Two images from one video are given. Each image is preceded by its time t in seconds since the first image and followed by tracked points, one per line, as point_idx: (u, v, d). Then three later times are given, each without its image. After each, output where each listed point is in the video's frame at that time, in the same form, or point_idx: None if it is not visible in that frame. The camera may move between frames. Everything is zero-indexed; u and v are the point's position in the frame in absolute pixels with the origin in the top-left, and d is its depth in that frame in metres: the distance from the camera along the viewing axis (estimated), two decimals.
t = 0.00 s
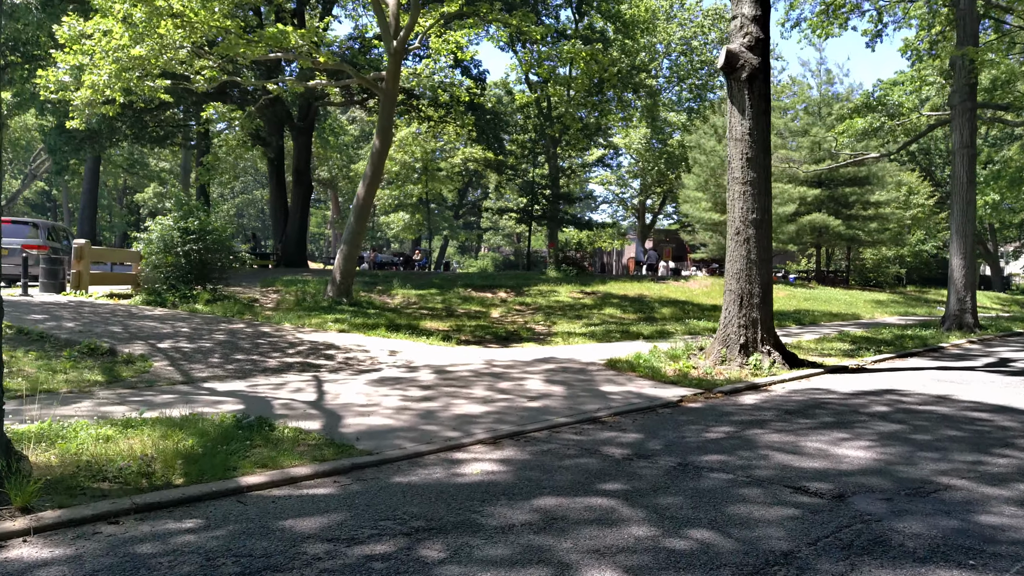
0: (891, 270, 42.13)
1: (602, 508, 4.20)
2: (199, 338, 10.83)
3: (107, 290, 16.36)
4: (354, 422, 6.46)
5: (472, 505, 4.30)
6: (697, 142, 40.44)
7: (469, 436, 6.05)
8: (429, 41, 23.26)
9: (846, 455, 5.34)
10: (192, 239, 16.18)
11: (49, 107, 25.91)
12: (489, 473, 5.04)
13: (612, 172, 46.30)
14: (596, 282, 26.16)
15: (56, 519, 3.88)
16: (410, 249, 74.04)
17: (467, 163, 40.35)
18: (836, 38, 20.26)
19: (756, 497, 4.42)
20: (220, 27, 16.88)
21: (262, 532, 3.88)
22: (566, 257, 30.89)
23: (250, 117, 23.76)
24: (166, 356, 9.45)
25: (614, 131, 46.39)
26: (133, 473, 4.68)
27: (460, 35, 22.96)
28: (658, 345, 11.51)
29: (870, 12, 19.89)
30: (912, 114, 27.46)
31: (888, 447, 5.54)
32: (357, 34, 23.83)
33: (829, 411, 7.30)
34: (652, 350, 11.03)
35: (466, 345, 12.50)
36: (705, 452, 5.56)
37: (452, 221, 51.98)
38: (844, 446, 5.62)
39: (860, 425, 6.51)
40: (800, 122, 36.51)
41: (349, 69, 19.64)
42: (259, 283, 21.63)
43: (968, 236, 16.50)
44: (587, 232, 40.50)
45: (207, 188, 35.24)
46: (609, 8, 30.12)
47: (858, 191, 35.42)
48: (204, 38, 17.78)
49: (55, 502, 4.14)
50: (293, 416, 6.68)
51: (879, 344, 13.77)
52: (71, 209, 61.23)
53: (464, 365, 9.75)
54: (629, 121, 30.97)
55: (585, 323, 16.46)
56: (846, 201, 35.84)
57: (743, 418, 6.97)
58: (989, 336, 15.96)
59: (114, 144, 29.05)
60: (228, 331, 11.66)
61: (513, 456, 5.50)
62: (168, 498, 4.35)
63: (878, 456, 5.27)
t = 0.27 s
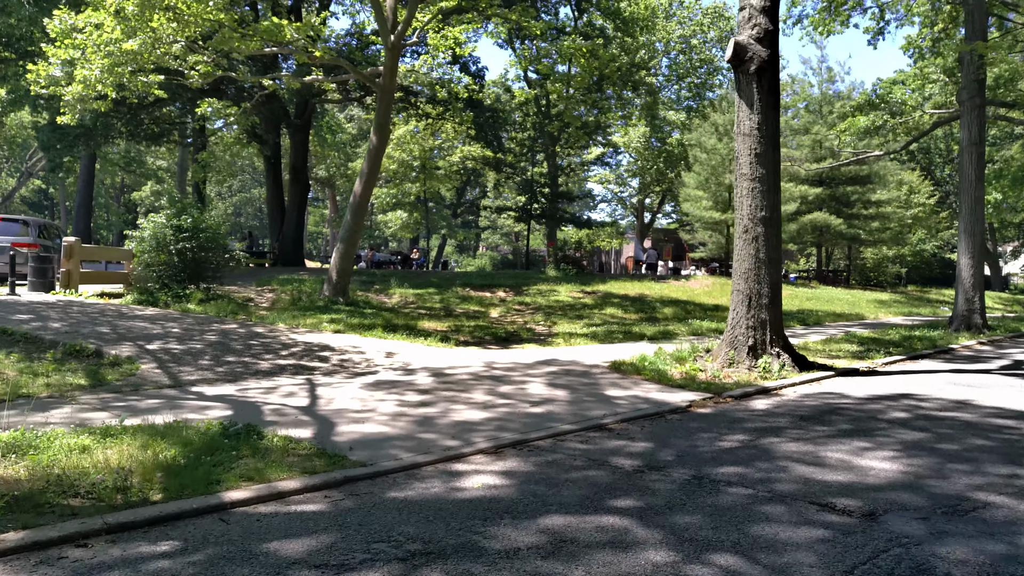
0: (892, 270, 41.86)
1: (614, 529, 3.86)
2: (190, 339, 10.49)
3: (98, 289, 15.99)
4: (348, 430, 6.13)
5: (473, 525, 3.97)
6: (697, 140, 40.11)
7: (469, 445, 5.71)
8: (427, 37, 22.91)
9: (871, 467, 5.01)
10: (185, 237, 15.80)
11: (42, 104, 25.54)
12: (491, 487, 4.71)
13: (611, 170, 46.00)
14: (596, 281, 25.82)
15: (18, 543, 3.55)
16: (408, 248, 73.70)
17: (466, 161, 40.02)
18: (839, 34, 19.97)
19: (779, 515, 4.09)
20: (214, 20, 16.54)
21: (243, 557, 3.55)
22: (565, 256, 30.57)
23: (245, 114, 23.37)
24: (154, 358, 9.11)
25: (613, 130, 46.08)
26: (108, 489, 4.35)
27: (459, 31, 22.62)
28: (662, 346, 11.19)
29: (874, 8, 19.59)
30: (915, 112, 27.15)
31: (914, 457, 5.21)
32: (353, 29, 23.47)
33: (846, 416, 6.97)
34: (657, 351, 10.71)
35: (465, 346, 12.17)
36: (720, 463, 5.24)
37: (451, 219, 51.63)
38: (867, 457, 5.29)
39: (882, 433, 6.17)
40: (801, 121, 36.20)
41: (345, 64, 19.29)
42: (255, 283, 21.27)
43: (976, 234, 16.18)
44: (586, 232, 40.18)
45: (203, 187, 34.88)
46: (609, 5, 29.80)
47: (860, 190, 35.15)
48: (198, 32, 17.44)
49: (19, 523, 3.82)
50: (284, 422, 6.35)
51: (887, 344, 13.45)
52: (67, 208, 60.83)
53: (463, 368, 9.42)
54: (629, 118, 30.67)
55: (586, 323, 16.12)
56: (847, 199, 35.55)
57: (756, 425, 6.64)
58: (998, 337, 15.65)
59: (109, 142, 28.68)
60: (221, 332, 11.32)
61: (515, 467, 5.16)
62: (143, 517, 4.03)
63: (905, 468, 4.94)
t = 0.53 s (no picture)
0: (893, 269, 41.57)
1: (628, 552, 3.54)
2: (181, 341, 10.16)
3: (88, 289, 15.67)
4: (341, 439, 5.82)
5: (474, 547, 3.65)
6: (698, 139, 39.79)
7: (469, 456, 5.39)
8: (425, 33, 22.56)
9: (898, 480, 4.70)
10: (178, 236, 15.43)
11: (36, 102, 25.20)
12: (493, 503, 4.39)
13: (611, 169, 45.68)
14: (597, 281, 25.47)
15: None
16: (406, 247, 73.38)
17: (465, 161, 39.69)
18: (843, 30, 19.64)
19: (805, 535, 3.78)
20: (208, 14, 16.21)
21: None
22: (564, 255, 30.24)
23: (240, 111, 23.00)
24: (142, 362, 8.78)
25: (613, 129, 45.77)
26: (78, 507, 4.03)
27: (457, 27, 22.27)
28: (668, 348, 10.89)
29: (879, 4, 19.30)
30: (919, 110, 26.74)
31: (943, 468, 4.90)
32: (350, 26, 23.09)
33: (864, 423, 6.66)
34: (662, 353, 10.40)
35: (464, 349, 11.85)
36: (736, 476, 4.92)
37: (449, 219, 51.29)
38: (893, 468, 4.97)
39: (904, 442, 5.85)
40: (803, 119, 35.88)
41: (342, 60, 18.95)
42: (251, 283, 20.93)
43: (985, 234, 15.87)
44: (586, 231, 39.87)
45: (200, 186, 34.58)
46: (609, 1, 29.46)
47: (862, 189, 34.85)
48: (191, 28, 17.12)
49: None
50: (275, 430, 6.03)
51: (896, 346, 13.14)
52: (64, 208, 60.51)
53: (463, 371, 9.09)
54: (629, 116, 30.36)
55: (587, 324, 15.78)
56: (849, 198, 35.24)
57: (771, 433, 6.33)
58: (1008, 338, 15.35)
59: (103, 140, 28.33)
60: (213, 334, 10.98)
61: (518, 481, 4.84)
62: (115, 538, 3.71)
63: (935, 481, 4.63)
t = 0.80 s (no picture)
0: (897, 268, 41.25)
1: None
2: (173, 342, 9.86)
3: (82, 289, 15.35)
4: (335, 449, 5.53)
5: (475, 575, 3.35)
6: (700, 138, 39.46)
7: (469, 468, 5.10)
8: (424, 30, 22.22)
9: (928, 497, 4.40)
10: (173, 235, 15.09)
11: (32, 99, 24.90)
12: (496, 522, 4.10)
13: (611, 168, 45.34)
14: (598, 280, 25.13)
15: None
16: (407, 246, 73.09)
17: (465, 159, 39.35)
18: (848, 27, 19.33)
19: (834, 561, 3.48)
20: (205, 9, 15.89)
21: None
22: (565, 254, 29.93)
23: (238, 109, 22.65)
24: (132, 364, 8.49)
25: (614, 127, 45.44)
26: (48, 530, 3.73)
27: (457, 23, 21.92)
28: (674, 350, 10.59)
29: None
30: (923, 107, 26.36)
31: (975, 484, 4.60)
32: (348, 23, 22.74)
33: (883, 432, 6.36)
34: (668, 356, 10.10)
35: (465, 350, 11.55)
36: (754, 492, 4.62)
37: (449, 218, 50.96)
38: (921, 483, 4.67)
39: (927, 453, 5.55)
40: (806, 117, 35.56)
41: (340, 56, 18.63)
42: (248, 282, 20.62)
43: (997, 233, 15.56)
44: (587, 230, 39.54)
45: (198, 184, 34.26)
46: None
47: (865, 188, 34.51)
48: (187, 24, 16.80)
49: None
50: (265, 439, 5.73)
51: (907, 348, 12.83)
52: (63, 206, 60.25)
53: (463, 374, 8.79)
54: (631, 115, 30.05)
55: (590, 325, 15.46)
56: (853, 198, 34.90)
57: (786, 443, 6.04)
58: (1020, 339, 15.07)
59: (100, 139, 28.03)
60: (206, 335, 10.66)
61: (523, 497, 4.54)
62: (85, 564, 3.41)
63: (969, 499, 4.34)
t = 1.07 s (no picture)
0: (902, 268, 40.90)
1: None
2: (167, 344, 9.55)
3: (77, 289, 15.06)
4: (332, 458, 5.24)
5: None
6: (703, 136, 39.08)
7: (473, 482, 4.79)
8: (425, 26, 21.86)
9: (967, 515, 4.09)
10: (170, 234, 14.78)
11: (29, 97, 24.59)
12: (503, 542, 3.80)
13: (614, 167, 44.99)
14: (601, 281, 24.81)
15: None
16: (407, 245, 72.80)
17: (466, 158, 39.00)
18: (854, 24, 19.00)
19: None
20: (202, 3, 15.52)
21: None
22: (568, 254, 29.62)
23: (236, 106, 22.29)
24: (123, 365, 8.17)
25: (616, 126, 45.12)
26: (15, 553, 3.41)
27: (458, 19, 21.56)
28: (683, 353, 10.30)
29: None
30: (931, 105, 25.96)
31: (1016, 500, 4.36)
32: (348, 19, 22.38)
33: (907, 441, 6.06)
34: (678, 359, 9.80)
35: (467, 352, 11.25)
36: (779, 509, 4.32)
37: (451, 217, 50.66)
38: (957, 499, 4.36)
39: (957, 465, 5.26)
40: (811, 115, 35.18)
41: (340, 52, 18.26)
42: (248, 281, 20.32)
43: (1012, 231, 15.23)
44: (589, 230, 39.25)
45: (198, 183, 33.96)
46: None
47: (871, 186, 34.16)
48: (184, 20, 16.47)
49: None
50: (258, 447, 5.43)
51: (920, 350, 12.52)
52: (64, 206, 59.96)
53: (465, 378, 8.49)
54: (634, 113, 29.73)
55: (594, 326, 15.13)
56: (858, 197, 34.53)
57: (807, 453, 5.74)
58: None
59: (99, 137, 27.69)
60: (202, 337, 10.35)
61: (531, 515, 4.23)
62: None
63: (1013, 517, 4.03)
